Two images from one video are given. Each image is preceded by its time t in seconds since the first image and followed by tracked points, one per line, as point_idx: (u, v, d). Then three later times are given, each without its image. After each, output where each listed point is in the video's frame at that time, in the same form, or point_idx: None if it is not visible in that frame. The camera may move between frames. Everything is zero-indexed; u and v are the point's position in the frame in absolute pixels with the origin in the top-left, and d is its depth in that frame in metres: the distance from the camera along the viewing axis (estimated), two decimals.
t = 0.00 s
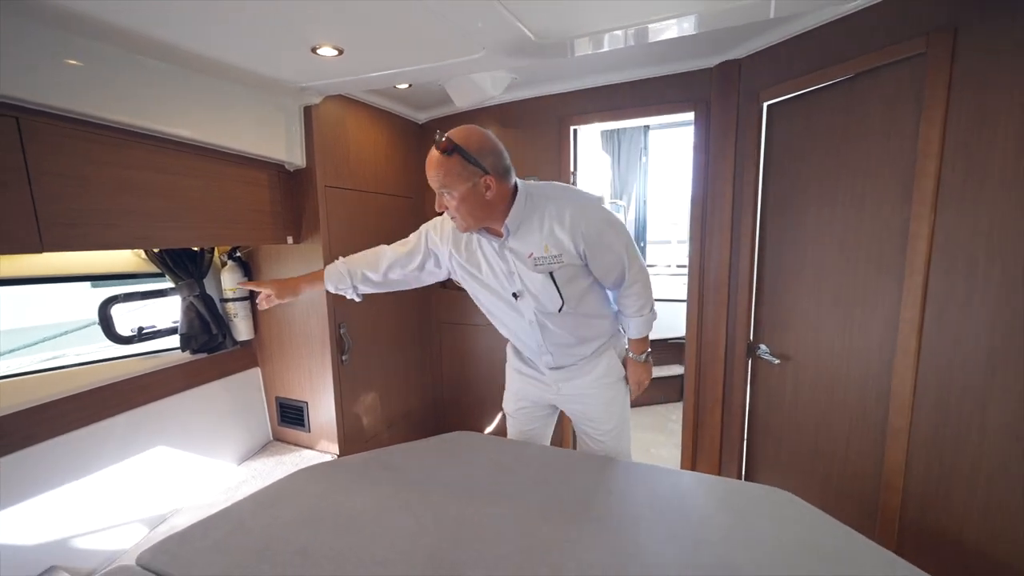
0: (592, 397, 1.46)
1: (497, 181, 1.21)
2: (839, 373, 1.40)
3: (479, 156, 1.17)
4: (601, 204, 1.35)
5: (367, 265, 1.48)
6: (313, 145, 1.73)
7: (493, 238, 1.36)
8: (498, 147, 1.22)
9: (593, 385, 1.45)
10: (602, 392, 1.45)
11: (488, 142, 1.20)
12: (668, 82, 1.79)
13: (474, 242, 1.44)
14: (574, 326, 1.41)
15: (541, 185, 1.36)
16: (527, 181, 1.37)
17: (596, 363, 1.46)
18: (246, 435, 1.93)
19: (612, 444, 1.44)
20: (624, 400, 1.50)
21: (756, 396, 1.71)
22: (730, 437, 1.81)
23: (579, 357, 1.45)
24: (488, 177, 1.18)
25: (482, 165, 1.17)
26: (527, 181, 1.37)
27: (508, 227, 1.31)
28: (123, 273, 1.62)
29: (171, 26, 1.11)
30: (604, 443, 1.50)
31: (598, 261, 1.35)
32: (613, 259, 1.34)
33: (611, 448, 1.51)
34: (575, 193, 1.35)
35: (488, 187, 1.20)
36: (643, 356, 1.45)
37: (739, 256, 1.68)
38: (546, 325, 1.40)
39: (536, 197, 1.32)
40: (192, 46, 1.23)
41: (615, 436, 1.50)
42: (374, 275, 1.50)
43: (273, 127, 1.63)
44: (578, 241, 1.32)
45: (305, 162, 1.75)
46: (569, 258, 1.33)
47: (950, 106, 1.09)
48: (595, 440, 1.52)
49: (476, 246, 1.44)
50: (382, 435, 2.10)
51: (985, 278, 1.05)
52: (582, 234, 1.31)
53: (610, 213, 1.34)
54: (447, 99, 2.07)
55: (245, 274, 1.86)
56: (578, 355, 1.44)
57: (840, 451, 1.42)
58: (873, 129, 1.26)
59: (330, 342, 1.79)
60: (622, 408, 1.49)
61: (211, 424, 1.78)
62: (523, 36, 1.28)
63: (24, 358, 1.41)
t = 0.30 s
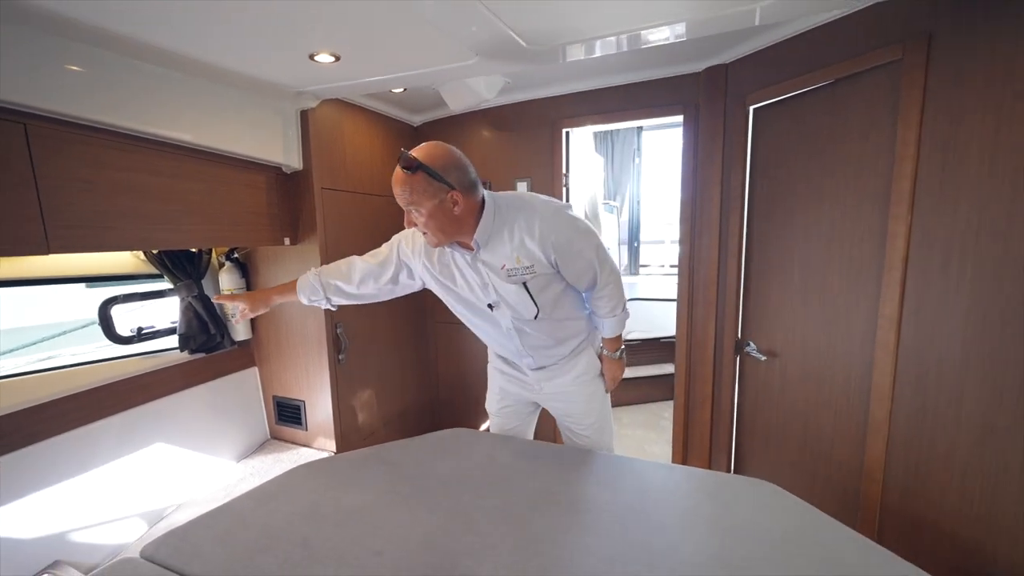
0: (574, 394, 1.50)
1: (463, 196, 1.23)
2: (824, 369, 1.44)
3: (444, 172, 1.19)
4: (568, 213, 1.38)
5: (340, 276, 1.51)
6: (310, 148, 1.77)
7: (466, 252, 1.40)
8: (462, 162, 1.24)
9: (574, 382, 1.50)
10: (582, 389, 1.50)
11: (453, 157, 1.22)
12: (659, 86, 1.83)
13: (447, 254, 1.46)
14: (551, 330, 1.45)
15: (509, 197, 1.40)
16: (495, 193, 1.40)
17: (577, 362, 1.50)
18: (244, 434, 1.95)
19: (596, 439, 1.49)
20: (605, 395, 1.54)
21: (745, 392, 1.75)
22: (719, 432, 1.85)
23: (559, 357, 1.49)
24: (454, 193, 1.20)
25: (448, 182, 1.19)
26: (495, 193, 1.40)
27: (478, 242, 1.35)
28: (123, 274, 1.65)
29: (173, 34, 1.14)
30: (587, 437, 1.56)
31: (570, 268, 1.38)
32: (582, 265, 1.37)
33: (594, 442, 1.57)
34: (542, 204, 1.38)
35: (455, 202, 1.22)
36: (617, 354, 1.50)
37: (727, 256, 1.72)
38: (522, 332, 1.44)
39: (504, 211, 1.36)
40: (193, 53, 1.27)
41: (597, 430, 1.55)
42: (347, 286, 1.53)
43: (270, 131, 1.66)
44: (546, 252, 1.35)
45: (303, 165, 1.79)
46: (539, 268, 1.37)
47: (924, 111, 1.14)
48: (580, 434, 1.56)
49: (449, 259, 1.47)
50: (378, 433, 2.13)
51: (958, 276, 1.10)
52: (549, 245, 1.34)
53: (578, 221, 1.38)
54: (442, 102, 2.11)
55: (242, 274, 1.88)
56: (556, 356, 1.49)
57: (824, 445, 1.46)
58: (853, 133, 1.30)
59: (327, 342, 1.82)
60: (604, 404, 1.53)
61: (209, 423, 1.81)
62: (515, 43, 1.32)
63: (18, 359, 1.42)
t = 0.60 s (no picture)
0: (563, 390, 1.52)
1: (450, 192, 1.26)
2: (812, 366, 1.47)
3: (431, 169, 1.22)
4: (554, 212, 1.41)
5: (330, 276, 1.54)
6: (308, 149, 1.80)
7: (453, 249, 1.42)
8: (450, 159, 1.28)
9: (562, 379, 1.52)
10: (570, 386, 1.52)
11: (440, 154, 1.26)
12: (651, 88, 1.86)
13: (434, 252, 1.48)
14: (537, 327, 1.48)
15: (494, 195, 1.42)
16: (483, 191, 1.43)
17: (565, 359, 1.53)
18: (242, 433, 1.97)
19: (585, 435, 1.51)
20: (594, 392, 1.57)
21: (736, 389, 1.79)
22: (712, 429, 1.88)
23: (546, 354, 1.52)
24: (441, 189, 1.23)
25: (435, 178, 1.23)
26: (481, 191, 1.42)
27: (464, 239, 1.37)
28: (122, 275, 1.67)
29: (171, 38, 1.16)
30: (576, 434, 1.58)
31: (556, 265, 1.41)
32: (568, 263, 1.40)
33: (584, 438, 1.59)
34: (527, 202, 1.41)
35: (442, 198, 1.25)
36: (604, 351, 1.52)
37: (718, 255, 1.75)
38: (508, 329, 1.47)
39: (490, 209, 1.38)
40: (192, 57, 1.29)
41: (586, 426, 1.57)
42: (336, 286, 1.56)
43: (267, 133, 1.69)
44: (532, 249, 1.38)
45: (300, 166, 1.81)
46: (525, 265, 1.40)
47: (906, 114, 1.17)
48: (569, 431, 1.59)
49: (436, 256, 1.48)
50: (375, 431, 2.15)
51: (940, 275, 1.13)
52: (534, 243, 1.37)
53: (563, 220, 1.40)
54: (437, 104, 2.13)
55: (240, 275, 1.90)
56: (544, 353, 1.51)
57: (813, 441, 1.50)
58: (838, 135, 1.34)
59: (325, 341, 1.84)
60: (592, 400, 1.55)
61: (207, 422, 1.82)
62: (509, 47, 1.34)
63: (17, 358, 1.42)
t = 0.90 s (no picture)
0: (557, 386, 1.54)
1: (447, 183, 1.28)
2: (806, 362, 1.50)
3: (430, 159, 1.24)
4: (548, 206, 1.42)
5: (326, 270, 1.56)
6: (307, 149, 1.81)
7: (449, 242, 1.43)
8: (448, 152, 1.30)
9: (555, 374, 1.54)
10: (562, 381, 1.54)
11: (439, 146, 1.28)
12: (648, 89, 1.88)
13: (430, 245, 1.49)
14: (530, 321, 1.49)
15: (490, 189, 1.44)
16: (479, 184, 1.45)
17: (557, 354, 1.54)
18: (241, 432, 1.98)
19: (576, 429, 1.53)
20: (586, 388, 1.58)
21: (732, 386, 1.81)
22: (707, 426, 1.90)
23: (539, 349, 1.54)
24: (439, 179, 1.25)
25: (433, 169, 1.25)
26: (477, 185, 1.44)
27: (461, 231, 1.38)
28: (122, 274, 1.67)
29: (172, 38, 1.17)
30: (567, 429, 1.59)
31: (551, 259, 1.42)
32: (562, 256, 1.42)
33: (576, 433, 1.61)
34: (523, 196, 1.43)
35: (439, 189, 1.27)
36: (594, 344, 1.54)
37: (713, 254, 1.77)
38: (502, 322, 1.48)
39: (486, 202, 1.40)
40: (192, 57, 1.30)
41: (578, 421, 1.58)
42: (332, 281, 1.57)
43: (267, 132, 1.69)
44: (527, 241, 1.39)
45: (299, 166, 1.82)
46: (520, 258, 1.41)
47: (897, 116, 1.19)
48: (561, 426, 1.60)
49: (432, 249, 1.49)
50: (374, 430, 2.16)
51: (931, 274, 1.15)
52: (530, 235, 1.38)
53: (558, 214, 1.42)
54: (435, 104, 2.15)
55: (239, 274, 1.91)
56: (537, 348, 1.53)
57: (807, 438, 1.52)
58: (832, 135, 1.36)
59: (324, 340, 1.85)
60: (584, 396, 1.57)
61: (206, 421, 1.83)
62: (508, 48, 1.36)
63: (12, 358, 1.42)
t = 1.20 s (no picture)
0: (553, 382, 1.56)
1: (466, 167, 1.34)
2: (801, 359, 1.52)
3: (453, 144, 1.28)
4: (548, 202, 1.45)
5: (329, 267, 1.56)
6: (308, 148, 1.82)
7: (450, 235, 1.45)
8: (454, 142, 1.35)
9: (552, 370, 1.56)
10: (558, 377, 1.55)
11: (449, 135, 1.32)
12: (646, 90, 1.90)
13: (431, 239, 1.50)
14: (528, 317, 1.51)
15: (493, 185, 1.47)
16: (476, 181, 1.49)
17: (554, 350, 1.56)
18: (241, 430, 1.99)
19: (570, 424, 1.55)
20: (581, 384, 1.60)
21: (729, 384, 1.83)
22: (704, 423, 1.93)
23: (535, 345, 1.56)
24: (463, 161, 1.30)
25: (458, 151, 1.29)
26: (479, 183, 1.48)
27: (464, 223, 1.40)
28: (123, 273, 1.68)
29: (175, 39, 1.18)
30: (562, 425, 1.61)
31: (550, 253, 1.44)
32: (563, 250, 1.43)
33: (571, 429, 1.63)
34: (525, 192, 1.45)
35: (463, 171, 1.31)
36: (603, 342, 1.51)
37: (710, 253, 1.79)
38: (501, 317, 1.49)
39: (488, 196, 1.42)
40: (194, 57, 1.31)
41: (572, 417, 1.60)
42: (335, 277, 1.58)
43: (268, 131, 1.71)
44: (528, 234, 1.42)
45: (300, 164, 1.84)
46: (521, 251, 1.43)
47: (891, 117, 1.22)
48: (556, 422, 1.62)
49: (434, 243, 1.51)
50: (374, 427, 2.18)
51: (923, 273, 1.18)
52: (530, 228, 1.41)
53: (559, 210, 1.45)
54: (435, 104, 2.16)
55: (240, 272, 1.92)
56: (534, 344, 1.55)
57: (802, 435, 1.54)
58: (827, 136, 1.38)
59: (325, 337, 1.86)
60: (578, 392, 1.59)
61: (206, 420, 1.84)
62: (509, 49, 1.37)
63: (11, 356, 1.41)
